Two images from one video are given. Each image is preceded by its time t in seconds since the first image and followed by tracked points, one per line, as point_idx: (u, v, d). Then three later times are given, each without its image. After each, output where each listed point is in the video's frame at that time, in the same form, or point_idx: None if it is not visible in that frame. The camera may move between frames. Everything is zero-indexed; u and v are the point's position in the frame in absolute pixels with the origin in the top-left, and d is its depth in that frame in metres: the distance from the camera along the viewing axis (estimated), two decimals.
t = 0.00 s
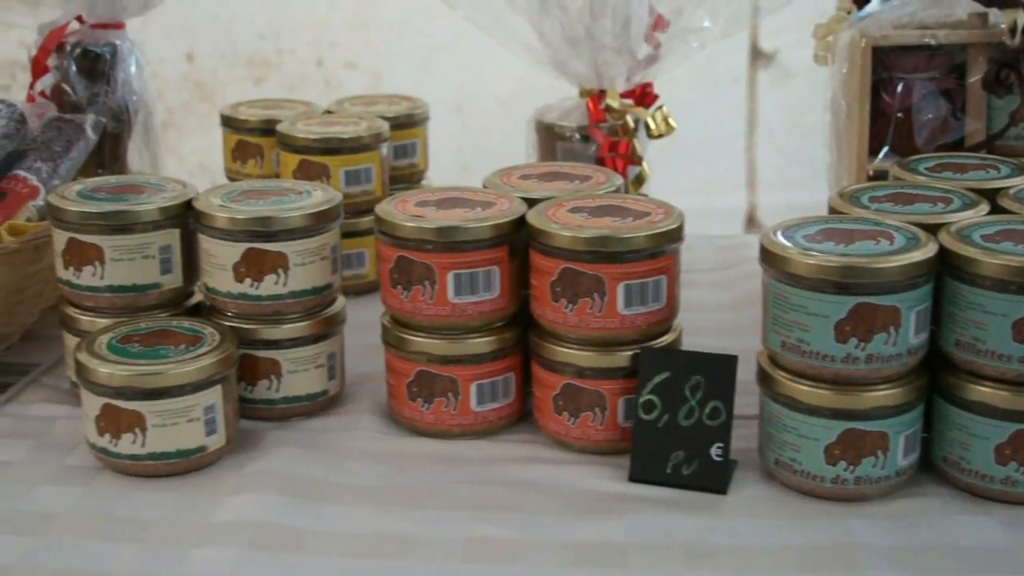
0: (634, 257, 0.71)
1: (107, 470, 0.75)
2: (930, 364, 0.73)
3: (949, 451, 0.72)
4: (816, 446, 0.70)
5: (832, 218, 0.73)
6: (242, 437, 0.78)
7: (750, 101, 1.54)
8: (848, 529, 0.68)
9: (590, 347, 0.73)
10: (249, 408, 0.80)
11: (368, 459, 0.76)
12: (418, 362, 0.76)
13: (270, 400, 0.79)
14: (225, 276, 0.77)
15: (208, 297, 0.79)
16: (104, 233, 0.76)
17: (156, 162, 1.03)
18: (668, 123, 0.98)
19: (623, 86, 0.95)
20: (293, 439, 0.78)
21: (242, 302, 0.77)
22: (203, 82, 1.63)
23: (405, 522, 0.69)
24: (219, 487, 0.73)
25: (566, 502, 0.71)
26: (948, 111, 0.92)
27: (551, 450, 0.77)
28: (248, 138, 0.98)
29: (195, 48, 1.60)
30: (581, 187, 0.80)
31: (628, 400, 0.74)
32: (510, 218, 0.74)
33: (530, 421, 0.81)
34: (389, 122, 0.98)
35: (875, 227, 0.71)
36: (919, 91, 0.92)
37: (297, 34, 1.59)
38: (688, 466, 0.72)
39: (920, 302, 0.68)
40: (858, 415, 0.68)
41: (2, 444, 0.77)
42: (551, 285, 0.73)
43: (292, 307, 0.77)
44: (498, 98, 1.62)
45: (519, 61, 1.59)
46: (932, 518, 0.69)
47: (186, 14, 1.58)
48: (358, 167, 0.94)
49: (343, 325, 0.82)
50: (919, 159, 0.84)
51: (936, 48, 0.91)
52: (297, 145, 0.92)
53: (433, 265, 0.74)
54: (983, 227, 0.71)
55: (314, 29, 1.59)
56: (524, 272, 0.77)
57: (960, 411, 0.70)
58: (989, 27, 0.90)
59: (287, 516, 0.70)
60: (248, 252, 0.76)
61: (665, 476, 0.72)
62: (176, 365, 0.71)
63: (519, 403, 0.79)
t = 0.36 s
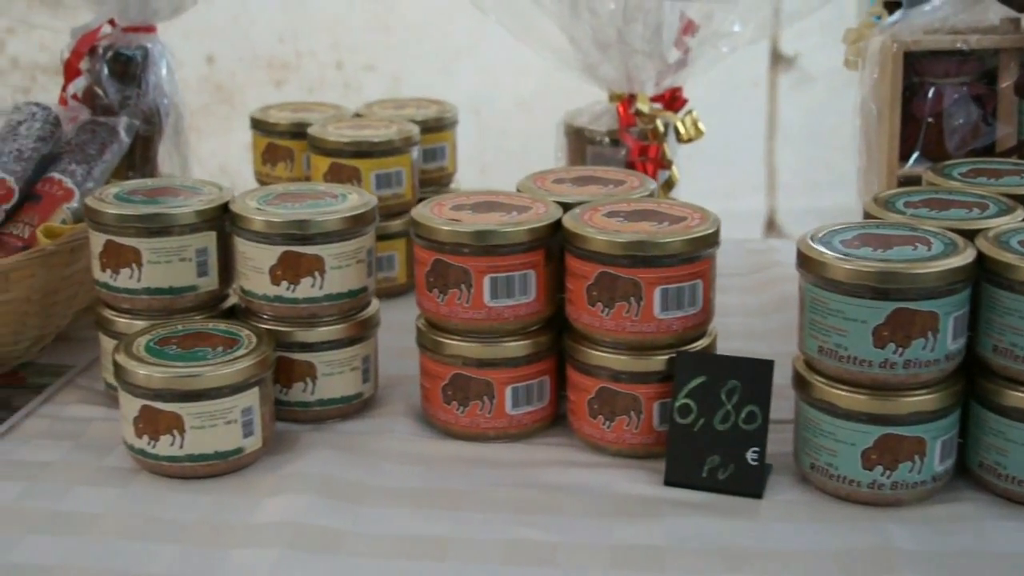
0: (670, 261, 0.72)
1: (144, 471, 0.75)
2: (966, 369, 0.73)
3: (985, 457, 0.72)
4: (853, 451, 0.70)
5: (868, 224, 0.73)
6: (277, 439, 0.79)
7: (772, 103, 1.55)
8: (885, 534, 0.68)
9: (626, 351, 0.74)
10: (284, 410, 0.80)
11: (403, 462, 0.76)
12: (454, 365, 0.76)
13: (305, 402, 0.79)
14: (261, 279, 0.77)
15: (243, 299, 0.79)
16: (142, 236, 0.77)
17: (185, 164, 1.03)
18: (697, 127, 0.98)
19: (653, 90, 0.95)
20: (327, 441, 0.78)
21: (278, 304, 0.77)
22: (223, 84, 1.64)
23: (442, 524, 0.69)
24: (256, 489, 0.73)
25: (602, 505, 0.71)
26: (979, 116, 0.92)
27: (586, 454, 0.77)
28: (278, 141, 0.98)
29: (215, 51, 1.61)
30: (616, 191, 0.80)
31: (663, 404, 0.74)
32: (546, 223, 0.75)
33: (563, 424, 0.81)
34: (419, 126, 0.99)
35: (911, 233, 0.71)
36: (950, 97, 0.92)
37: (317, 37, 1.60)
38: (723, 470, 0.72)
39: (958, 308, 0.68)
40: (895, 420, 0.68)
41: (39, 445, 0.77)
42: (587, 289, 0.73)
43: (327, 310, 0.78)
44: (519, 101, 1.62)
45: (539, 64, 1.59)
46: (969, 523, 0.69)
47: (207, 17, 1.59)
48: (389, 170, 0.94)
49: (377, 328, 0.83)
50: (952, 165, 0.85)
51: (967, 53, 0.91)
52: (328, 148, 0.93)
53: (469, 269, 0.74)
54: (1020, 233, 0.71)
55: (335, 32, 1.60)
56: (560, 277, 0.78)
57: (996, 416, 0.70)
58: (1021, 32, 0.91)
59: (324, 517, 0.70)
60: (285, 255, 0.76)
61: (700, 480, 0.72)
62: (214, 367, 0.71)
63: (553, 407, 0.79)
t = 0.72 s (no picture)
0: (709, 264, 0.72)
1: (182, 472, 0.75)
2: (1004, 372, 0.73)
3: None
4: (892, 454, 0.70)
5: (905, 227, 0.74)
6: (313, 439, 0.79)
7: (791, 102, 1.55)
8: (925, 537, 0.68)
9: (663, 352, 0.74)
10: (320, 411, 0.80)
11: (439, 463, 0.76)
12: (490, 366, 0.77)
13: (341, 403, 0.80)
14: (298, 280, 0.77)
15: (280, 300, 0.80)
16: (179, 237, 0.77)
17: (214, 165, 1.03)
18: (727, 129, 0.98)
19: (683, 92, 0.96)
20: (364, 442, 0.78)
21: (315, 306, 0.77)
22: (241, 84, 1.64)
23: (480, 526, 0.69)
24: (293, 489, 0.73)
25: (641, 507, 0.71)
26: (1010, 118, 0.92)
27: (622, 455, 0.77)
28: (308, 142, 0.99)
29: (233, 52, 1.62)
30: (650, 193, 0.80)
31: (700, 406, 0.75)
32: (583, 224, 0.75)
33: (598, 426, 0.81)
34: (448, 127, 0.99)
35: (950, 236, 0.71)
36: (981, 99, 0.93)
37: (336, 38, 1.61)
38: (761, 472, 0.72)
39: (998, 311, 0.68)
40: (935, 423, 0.68)
41: (77, 445, 0.77)
42: (625, 291, 0.74)
43: (364, 311, 0.78)
44: (537, 101, 1.62)
45: (557, 65, 1.59)
46: (1009, 526, 0.69)
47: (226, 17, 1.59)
48: (419, 172, 0.94)
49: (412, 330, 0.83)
50: (986, 167, 0.85)
51: (999, 56, 0.92)
52: (358, 149, 0.93)
53: (507, 271, 0.74)
54: None
55: (354, 33, 1.60)
56: (596, 278, 0.78)
57: None
58: None
59: (363, 518, 0.70)
60: (322, 256, 0.76)
61: (738, 482, 0.72)
62: (252, 368, 0.72)
63: (588, 408, 0.80)
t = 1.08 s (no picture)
0: (756, 270, 0.72)
1: (228, 473, 0.76)
2: None
3: None
4: (941, 462, 0.69)
5: (953, 234, 0.73)
6: (357, 442, 0.79)
7: (819, 105, 1.54)
8: (975, 545, 0.68)
9: (709, 358, 0.74)
10: (363, 414, 0.81)
11: (484, 467, 0.76)
12: (535, 371, 0.77)
13: (384, 406, 0.80)
14: (343, 283, 0.77)
15: (324, 303, 0.80)
16: (225, 239, 0.77)
17: (252, 167, 1.04)
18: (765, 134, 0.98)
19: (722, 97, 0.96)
20: (408, 445, 0.78)
21: (360, 309, 0.78)
22: (268, 86, 1.65)
23: (526, 530, 0.70)
24: (339, 492, 0.73)
25: (687, 513, 0.71)
26: None
27: (667, 461, 0.77)
28: (346, 144, 0.99)
29: (260, 53, 1.63)
30: (694, 199, 0.80)
31: (745, 412, 0.75)
32: (629, 230, 0.75)
33: (641, 431, 0.81)
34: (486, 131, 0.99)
35: (999, 243, 0.71)
36: None
37: (363, 39, 1.62)
38: (808, 479, 0.72)
39: None
40: (985, 431, 0.68)
41: (123, 446, 0.78)
42: (671, 296, 0.74)
43: (408, 315, 0.78)
44: (563, 103, 1.62)
45: (583, 67, 1.59)
46: None
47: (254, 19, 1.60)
48: (459, 175, 0.94)
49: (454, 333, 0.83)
50: None
51: None
52: (397, 152, 0.93)
53: (553, 275, 0.74)
54: None
55: (379, 34, 1.62)
56: (641, 283, 0.78)
57: None
58: None
59: (410, 521, 0.70)
60: (368, 259, 0.76)
61: (784, 489, 0.72)
62: (299, 371, 0.72)
63: (632, 413, 0.80)
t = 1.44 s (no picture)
0: (808, 276, 0.71)
1: (276, 475, 0.76)
2: None
3: None
4: (996, 470, 0.69)
5: (1007, 241, 0.73)
6: (404, 445, 0.79)
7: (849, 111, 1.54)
8: None
9: (759, 364, 0.74)
10: (409, 417, 0.80)
11: (532, 471, 0.76)
12: (583, 375, 0.76)
13: (430, 409, 0.80)
14: (391, 286, 0.77)
15: (371, 305, 0.80)
16: (273, 241, 0.77)
17: (292, 168, 1.04)
18: (807, 138, 0.98)
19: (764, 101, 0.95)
20: (454, 448, 0.78)
21: (407, 311, 0.78)
22: (296, 87, 1.66)
23: (577, 535, 0.69)
24: (388, 494, 0.73)
25: (737, 519, 0.71)
26: None
27: (715, 466, 0.77)
28: (386, 146, 0.98)
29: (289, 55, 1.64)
30: (742, 203, 0.80)
31: (795, 418, 0.74)
32: (679, 234, 0.75)
33: (688, 436, 0.81)
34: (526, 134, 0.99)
35: None
36: None
37: (391, 41, 1.63)
38: (859, 486, 0.72)
39: None
40: None
41: (170, 446, 0.78)
42: (722, 301, 0.73)
43: (455, 318, 0.78)
44: (591, 106, 1.62)
45: (612, 69, 1.59)
46: None
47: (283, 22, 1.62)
48: (500, 177, 0.94)
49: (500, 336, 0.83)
50: None
51: None
52: (438, 154, 0.93)
53: (603, 279, 0.74)
54: None
55: (407, 35, 1.62)
56: (689, 288, 0.78)
57: None
58: None
59: (460, 525, 0.70)
60: (416, 262, 0.76)
61: (835, 496, 0.72)
62: (347, 374, 0.72)
63: (679, 418, 0.79)
